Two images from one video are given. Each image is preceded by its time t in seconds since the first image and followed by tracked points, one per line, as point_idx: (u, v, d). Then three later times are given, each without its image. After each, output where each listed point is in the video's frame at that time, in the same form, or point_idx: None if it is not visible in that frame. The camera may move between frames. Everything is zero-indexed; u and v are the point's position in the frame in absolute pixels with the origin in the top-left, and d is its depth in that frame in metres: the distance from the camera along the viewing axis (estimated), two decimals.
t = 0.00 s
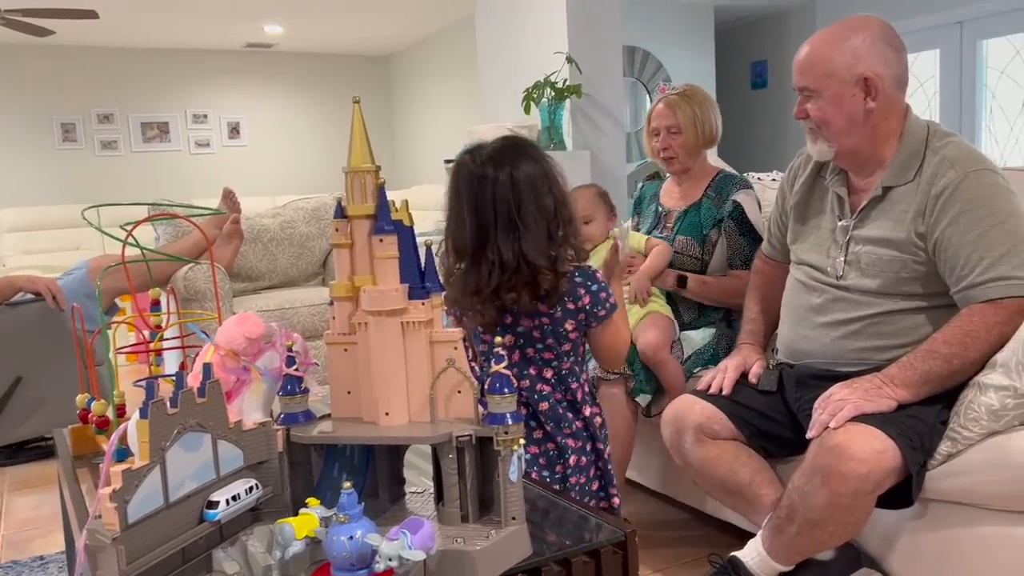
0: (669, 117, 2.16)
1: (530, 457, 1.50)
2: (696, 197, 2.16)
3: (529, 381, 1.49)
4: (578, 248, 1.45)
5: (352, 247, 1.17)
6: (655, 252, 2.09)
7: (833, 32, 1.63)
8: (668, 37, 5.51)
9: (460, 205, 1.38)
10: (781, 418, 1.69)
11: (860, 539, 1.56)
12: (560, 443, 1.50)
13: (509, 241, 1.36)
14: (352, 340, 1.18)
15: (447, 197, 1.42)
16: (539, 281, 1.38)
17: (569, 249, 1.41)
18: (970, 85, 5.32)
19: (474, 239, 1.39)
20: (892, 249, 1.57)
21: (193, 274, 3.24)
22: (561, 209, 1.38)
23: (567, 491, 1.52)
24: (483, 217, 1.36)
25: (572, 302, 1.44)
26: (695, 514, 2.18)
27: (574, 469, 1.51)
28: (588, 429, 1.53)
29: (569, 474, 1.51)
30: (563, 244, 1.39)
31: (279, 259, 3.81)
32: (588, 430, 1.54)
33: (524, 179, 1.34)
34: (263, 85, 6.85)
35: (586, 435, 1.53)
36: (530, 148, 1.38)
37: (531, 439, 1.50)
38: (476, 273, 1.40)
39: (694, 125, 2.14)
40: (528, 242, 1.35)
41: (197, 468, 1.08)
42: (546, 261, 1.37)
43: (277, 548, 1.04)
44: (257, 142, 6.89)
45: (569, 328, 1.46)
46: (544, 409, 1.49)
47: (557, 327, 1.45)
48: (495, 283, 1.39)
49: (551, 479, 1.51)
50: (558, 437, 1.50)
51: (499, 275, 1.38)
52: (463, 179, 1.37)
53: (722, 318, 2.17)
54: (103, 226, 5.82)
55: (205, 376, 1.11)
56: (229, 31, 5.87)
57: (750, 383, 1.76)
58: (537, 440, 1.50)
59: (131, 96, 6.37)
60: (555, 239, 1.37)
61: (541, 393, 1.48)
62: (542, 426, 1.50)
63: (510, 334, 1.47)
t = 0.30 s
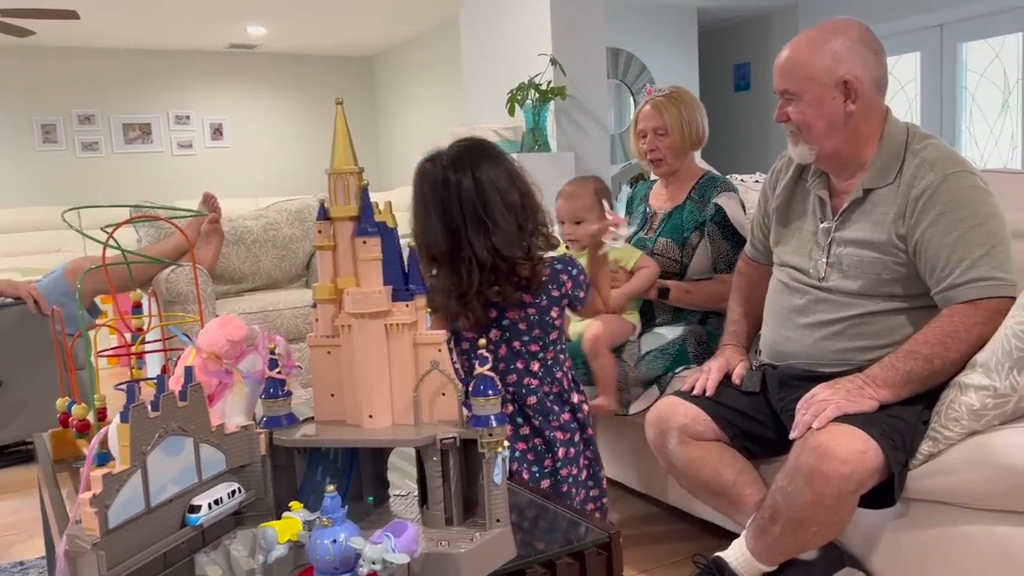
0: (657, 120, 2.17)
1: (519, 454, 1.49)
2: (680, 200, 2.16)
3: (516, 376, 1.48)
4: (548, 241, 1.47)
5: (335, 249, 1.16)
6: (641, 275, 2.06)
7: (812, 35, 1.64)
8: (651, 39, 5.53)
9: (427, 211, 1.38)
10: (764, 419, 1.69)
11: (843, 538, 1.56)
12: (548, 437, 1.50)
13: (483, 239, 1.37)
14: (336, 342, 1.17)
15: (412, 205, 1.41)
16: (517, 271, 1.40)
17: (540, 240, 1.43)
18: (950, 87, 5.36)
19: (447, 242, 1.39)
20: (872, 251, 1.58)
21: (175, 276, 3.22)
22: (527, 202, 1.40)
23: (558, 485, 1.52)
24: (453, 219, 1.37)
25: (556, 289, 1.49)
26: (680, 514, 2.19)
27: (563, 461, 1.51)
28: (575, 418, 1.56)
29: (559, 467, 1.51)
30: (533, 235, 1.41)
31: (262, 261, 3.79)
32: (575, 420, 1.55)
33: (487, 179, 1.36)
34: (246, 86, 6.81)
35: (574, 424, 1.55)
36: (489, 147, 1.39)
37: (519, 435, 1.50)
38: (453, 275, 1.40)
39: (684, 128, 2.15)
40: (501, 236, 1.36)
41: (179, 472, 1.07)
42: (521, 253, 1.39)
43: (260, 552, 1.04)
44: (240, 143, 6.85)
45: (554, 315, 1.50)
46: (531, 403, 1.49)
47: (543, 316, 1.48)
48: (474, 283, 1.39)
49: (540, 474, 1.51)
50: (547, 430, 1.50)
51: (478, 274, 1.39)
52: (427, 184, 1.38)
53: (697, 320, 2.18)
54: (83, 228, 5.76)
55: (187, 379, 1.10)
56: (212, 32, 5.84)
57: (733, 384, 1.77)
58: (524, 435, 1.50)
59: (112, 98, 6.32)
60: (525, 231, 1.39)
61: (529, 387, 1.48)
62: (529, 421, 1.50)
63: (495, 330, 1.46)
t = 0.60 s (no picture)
0: (641, 120, 2.17)
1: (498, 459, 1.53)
2: (666, 202, 2.16)
3: (490, 382, 1.51)
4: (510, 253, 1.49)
5: (317, 250, 1.16)
6: (618, 265, 2.09)
7: (793, 38, 1.65)
8: (634, 41, 5.56)
9: (389, 222, 1.42)
10: (747, 419, 1.70)
11: (825, 538, 1.57)
12: (526, 439, 1.54)
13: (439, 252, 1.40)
14: (318, 344, 1.17)
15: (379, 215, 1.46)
16: (470, 288, 1.42)
17: (501, 254, 1.44)
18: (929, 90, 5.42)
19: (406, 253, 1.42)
20: (853, 251, 1.59)
21: (156, 279, 3.20)
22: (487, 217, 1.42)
23: (536, 483, 1.56)
24: (411, 232, 1.40)
25: (522, 295, 1.50)
26: (664, 515, 2.19)
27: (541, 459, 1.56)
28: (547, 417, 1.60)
29: (537, 466, 1.56)
30: (494, 249, 1.43)
31: (244, 262, 3.77)
32: (550, 419, 1.60)
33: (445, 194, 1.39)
34: (227, 87, 6.77)
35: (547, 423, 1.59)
36: (455, 163, 1.43)
37: (497, 440, 1.53)
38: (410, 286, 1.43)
39: (668, 129, 2.15)
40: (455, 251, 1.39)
41: (160, 476, 1.06)
42: (478, 267, 1.41)
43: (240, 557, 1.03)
44: (222, 144, 6.81)
45: (524, 320, 1.52)
46: (508, 406, 1.52)
47: (513, 322, 1.50)
48: (428, 294, 1.42)
49: (520, 474, 1.54)
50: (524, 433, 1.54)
51: (433, 286, 1.42)
52: (390, 197, 1.42)
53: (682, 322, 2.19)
54: (63, 230, 5.70)
55: (168, 382, 1.09)
56: (194, 33, 5.80)
57: (716, 383, 1.78)
58: (501, 440, 1.53)
59: (92, 98, 6.26)
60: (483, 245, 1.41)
61: (504, 392, 1.52)
62: (506, 425, 1.53)
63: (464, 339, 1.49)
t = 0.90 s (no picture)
0: (616, 123, 2.17)
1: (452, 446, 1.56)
2: (644, 201, 2.17)
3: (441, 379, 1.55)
4: (460, 264, 1.51)
5: (299, 251, 1.15)
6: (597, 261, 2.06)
7: (773, 40, 1.66)
8: (615, 42, 5.58)
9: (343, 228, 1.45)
10: (729, 418, 1.71)
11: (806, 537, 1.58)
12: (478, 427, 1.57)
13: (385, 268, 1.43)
14: (299, 346, 1.16)
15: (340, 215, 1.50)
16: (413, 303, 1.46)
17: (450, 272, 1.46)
18: (908, 91, 5.47)
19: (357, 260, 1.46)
20: (833, 252, 1.61)
21: (135, 280, 3.17)
22: (435, 236, 1.41)
23: (492, 469, 1.57)
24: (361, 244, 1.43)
25: (471, 300, 1.54)
26: (647, 514, 2.20)
27: (495, 447, 1.58)
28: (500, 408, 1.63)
29: (492, 452, 1.58)
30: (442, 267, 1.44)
31: (225, 263, 3.74)
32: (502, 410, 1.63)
33: (395, 213, 1.39)
34: (207, 87, 6.73)
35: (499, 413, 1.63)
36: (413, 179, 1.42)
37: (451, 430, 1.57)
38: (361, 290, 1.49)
39: (643, 131, 2.15)
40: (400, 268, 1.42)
41: (139, 480, 1.05)
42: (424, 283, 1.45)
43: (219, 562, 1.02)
44: (202, 145, 6.76)
45: (474, 322, 1.56)
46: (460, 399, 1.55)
47: (462, 324, 1.54)
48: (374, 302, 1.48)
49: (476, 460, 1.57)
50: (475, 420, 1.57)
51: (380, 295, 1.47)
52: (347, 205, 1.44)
53: (673, 321, 2.19)
54: (41, 231, 5.64)
55: (147, 385, 1.08)
56: (174, 32, 5.76)
57: (699, 383, 1.78)
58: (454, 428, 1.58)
59: (70, 98, 6.20)
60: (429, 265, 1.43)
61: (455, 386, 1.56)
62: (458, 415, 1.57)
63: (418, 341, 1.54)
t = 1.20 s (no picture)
0: (594, 124, 2.17)
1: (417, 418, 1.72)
2: (623, 203, 2.18)
3: (410, 350, 1.68)
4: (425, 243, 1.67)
5: (279, 251, 1.15)
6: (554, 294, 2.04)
7: (752, 41, 1.67)
8: (597, 43, 5.59)
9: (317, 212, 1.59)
10: (710, 417, 1.72)
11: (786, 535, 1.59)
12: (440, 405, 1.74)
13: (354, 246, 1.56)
14: (279, 347, 1.16)
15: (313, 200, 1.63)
16: (380, 280, 1.59)
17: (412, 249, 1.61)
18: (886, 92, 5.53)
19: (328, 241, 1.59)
20: (812, 252, 1.62)
21: (114, 281, 3.14)
22: (401, 215, 1.56)
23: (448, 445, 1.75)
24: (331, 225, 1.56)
25: (438, 273, 1.69)
26: (628, 514, 2.20)
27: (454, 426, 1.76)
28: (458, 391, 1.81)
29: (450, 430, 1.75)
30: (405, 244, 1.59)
31: (204, 264, 3.71)
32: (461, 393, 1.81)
33: (362, 194, 1.54)
34: (187, 86, 6.67)
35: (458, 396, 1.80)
36: (381, 163, 1.57)
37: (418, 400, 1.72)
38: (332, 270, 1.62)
39: (620, 132, 2.15)
40: (368, 246, 1.55)
41: (117, 483, 1.04)
42: (388, 260, 1.59)
43: (201, 565, 1.02)
44: (181, 144, 6.70)
45: (442, 296, 1.70)
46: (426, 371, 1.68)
47: (431, 296, 1.68)
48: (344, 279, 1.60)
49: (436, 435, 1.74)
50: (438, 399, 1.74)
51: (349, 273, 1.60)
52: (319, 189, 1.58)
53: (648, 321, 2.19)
54: (16, 232, 5.57)
55: (125, 388, 1.07)
56: (152, 31, 5.71)
57: (680, 383, 1.79)
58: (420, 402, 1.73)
59: (46, 96, 6.13)
60: (394, 242, 1.57)
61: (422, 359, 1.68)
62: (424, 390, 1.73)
63: (390, 315, 1.66)
